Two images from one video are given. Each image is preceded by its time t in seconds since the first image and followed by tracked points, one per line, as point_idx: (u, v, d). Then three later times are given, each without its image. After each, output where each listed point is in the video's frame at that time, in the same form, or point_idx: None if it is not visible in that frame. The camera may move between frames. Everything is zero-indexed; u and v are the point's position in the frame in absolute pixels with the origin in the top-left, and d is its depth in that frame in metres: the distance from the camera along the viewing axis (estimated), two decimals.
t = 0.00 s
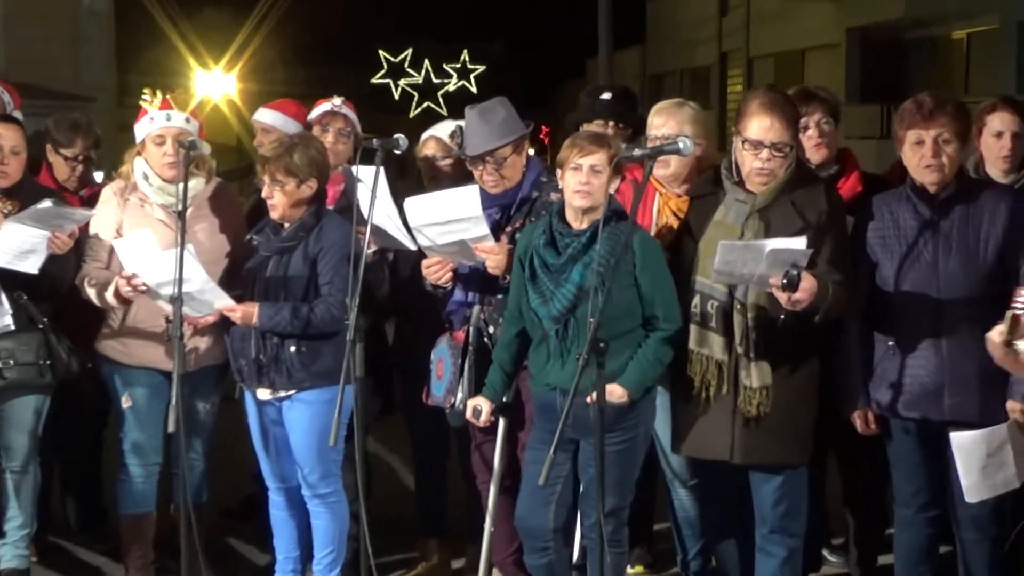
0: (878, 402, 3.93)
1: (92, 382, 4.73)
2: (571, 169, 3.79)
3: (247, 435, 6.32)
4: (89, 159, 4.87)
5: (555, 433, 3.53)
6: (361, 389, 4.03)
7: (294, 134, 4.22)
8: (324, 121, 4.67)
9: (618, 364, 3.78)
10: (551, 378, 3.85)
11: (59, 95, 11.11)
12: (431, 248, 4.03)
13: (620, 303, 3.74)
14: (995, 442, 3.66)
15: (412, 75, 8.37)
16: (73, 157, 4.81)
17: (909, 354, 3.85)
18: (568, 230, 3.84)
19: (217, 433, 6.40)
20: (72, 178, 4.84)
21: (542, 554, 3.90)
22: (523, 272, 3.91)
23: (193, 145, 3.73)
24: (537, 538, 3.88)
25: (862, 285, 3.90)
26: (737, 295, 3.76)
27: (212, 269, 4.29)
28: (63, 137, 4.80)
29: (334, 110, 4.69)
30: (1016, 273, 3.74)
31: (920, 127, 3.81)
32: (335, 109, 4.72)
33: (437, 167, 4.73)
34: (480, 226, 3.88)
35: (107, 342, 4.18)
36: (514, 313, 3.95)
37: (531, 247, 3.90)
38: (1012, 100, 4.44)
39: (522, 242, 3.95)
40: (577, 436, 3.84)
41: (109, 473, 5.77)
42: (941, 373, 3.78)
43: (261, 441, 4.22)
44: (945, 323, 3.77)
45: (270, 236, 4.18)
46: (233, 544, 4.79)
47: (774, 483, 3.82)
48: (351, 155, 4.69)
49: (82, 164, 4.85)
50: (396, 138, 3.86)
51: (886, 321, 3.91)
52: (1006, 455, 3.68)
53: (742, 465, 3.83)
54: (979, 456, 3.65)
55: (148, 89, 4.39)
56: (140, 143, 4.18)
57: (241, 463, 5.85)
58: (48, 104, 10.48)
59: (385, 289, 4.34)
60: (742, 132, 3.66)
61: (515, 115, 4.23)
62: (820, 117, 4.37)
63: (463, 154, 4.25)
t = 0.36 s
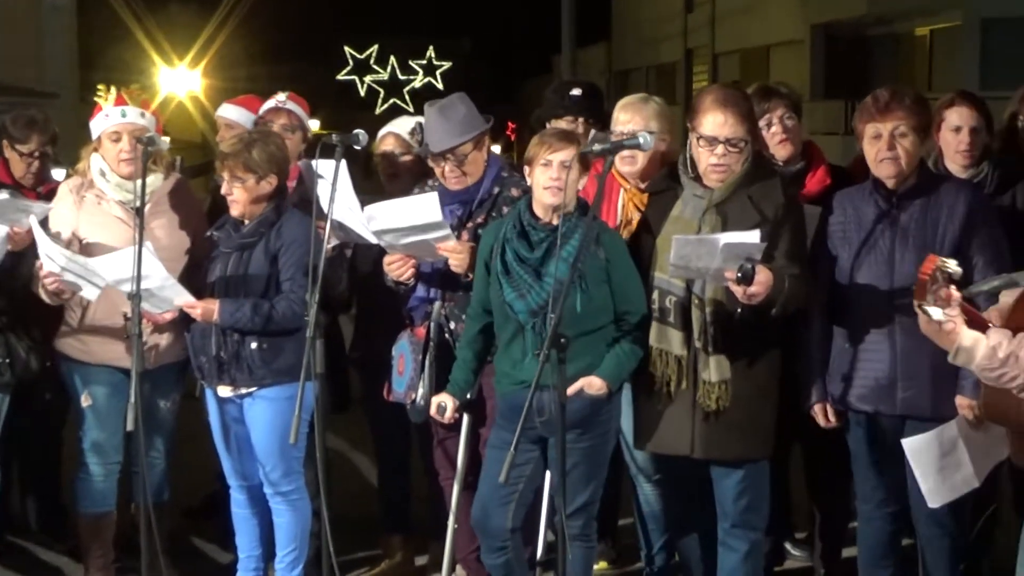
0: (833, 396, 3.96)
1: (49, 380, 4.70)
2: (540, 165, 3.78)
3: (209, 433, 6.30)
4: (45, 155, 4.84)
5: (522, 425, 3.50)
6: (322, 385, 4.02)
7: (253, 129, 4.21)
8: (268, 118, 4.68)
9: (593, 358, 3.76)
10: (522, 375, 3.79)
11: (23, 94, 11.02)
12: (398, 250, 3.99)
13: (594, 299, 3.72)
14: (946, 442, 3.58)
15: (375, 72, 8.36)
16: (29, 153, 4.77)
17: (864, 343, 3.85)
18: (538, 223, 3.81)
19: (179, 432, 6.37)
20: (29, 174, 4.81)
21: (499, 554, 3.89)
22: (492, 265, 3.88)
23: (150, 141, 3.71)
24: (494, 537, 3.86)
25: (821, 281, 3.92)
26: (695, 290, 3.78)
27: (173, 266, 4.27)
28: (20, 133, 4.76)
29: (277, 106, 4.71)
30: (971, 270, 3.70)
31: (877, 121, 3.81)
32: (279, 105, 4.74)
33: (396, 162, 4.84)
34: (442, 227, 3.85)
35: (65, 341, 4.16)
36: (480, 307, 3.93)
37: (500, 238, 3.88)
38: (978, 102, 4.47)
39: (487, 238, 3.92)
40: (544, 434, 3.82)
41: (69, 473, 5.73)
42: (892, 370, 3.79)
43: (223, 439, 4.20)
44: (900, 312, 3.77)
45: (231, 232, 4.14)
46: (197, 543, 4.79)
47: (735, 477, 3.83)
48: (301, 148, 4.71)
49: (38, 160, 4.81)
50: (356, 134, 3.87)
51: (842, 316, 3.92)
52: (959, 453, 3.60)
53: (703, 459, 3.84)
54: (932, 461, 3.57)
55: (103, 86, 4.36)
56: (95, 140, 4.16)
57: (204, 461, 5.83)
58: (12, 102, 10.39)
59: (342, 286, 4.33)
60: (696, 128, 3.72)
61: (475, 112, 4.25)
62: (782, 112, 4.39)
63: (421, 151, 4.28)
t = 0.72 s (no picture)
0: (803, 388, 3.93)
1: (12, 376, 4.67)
2: (511, 160, 3.76)
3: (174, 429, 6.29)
4: (8, 148, 4.80)
5: (487, 419, 3.52)
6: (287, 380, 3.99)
7: (219, 122, 4.19)
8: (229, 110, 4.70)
9: (558, 352, 3.77)
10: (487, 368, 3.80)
11: None
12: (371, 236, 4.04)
13: (560, 292, 3.74)
14: (908, 431, 3.60)
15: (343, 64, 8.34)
16: None
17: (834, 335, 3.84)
18: (504, 216, 3.81)
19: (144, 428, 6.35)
20: None
21: (460, 546, 3.89)
22: (457, 258, 3.87)
23: (114, 133, 3.65)
24: (454, 528, 3.87)
25: (789, 275, 3.91)
26: (660, 283, 3.82)
27: (137, 260, 4.25)
28: None
29: (238, 97, 4.73)
30: (939, 261, 3.72)
31: (849, 111, 3.81)
32: (239, 97, 4.76)
33: (361, 156, 4.92)
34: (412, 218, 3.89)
35: (29, 336, 4.14)
36: (445, 300, 3.93)
37: (466, 232, 3.87)
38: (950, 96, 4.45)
39: (454, 232, 3.91)
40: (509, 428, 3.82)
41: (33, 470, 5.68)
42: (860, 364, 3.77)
43: (188, 434, 4.17)
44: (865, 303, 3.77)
45: (196, 226, 4.12)
46: (164, 540, 4.80)
47: (702, 471, 3.84)
48: (265, 137, 4.75)
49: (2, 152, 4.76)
50: (322, 125, 3.81)
51: (810, 308, 3.92)
52: (919, 444, 3.61)
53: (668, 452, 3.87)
54: (893, 449, 3.58)
55: (65, 78, 4.33)
56: (58, 135, 4.14)
57: (171, 458, 5.82)
58: None
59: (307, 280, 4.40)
60: (662, 121, 3.72)
61: (440, 103, 4.29)
62: (749, 107, 4.42)
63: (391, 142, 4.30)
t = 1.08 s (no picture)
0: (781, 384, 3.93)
1: None
2: (477, 151, 3.76)
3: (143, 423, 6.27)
4: None
5: (457, 414, 3.52)
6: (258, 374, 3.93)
7: (191, 114, 4.17)
8: (203, 103, 4.66)
9: (526, 345, 3.79)
10: (457, 363, 3.82)
11: None
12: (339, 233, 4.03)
13: (528, 285, 3.76)
14: (905, 432, 3.24)
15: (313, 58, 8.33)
16: None
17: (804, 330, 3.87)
18: (469, 210, 3.84)
19: (113, 423, 6.33)
20: None
21: (431, 537, 3.90)
22: (424, 253, 3.90)
23: (82, 125, 3.62)
24: (426, 520, 3.88)
25: (762, 268, 3.92)
26: (632, 276, 3.87)
27: (105, 254, 4.24)
28: None
29: (210, 89, 4.69)
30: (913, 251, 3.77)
31: (829, 105, 3.78)
32: (211, 88, 4.71)
33: (332, 148, 4.92)
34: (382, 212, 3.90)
35: None
36: (413, 294, 3.96)
37: (432, 227, 3.89)
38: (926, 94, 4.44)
39: (419, 228, 3.94)
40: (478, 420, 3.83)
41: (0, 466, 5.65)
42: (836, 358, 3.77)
43: (158, 429, 4.14)
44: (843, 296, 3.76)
45: (165, 220, 4.10)
46: (135, 535, 4.79)
47: (673, 465, 3.90)
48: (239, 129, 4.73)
49: None
50: (290, 118, 3.78)
51: (785, 301, 3.93)
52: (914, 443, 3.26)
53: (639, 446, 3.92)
54: (894, 448, 3.23)
55: (30, 71, 4.32)
56: (25, 127, 4.12)
57: (141, 452, 5.80)
58: None
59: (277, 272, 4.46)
60: (631, 114, 3.78)
61: (413, 96, 4.48)
62: (718, 100, 4.42)
63: (362, 134, 4.46)
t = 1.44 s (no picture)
0: (778, 374, 3.91)
1: None
2: (473, 145, 3.84)
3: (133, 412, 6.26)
4: None
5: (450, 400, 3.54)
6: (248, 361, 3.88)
7: (181, 101, 4.15)
8: (198, 91, 4.65)
9: (515, 334, 3.81)
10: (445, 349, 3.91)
11: None
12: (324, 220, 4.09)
13: (517, 274, 3.78)
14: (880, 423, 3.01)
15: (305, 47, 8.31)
16: None
17: (805, 322, 3.84)
18: (460, 197, 3.93)
19: (103, 412, 6.33)
20: None
21: (422, 539, 4.01)
22: (412, 241, 3.97)
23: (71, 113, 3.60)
24: (416, 521, 3.99)
25: (755, 255, 3.90)
26: (621, 265, 3.89)
27: (94, 242, 4.22)
28: None
29: (205, 77, 4.67)
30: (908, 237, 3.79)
31: (823, 99, 3.77)
32: (205, 76, 4.70)
33: (327, 137, 4.91)
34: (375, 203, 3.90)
35: None
36: (399, 282, 4.03)
37: (421, 214, 3.98)
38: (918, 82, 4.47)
39: (407, 217, 4.02)
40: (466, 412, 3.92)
41: None
42: (834, 351, 3.80)
43: (147, 418, 4.13)
44: (848, 291, 3.78)
45: (154, 208, 4.10)
46: (125, 524, 4.80)
47: (663, 455, 3.90)
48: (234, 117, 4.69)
49: None
50: (281, 106, 3.74)
51: (777, 289, 3.92)
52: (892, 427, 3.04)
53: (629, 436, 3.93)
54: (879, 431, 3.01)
55: (18, 58, 4.30)
56: (13, 113, 4.10)
57: (131, 441, 5.80)
58: None
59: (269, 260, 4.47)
60: (620, 103, 3.79)
61: (403, 85, 4.52)
62: (706, 87, 4.42)
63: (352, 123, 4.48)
